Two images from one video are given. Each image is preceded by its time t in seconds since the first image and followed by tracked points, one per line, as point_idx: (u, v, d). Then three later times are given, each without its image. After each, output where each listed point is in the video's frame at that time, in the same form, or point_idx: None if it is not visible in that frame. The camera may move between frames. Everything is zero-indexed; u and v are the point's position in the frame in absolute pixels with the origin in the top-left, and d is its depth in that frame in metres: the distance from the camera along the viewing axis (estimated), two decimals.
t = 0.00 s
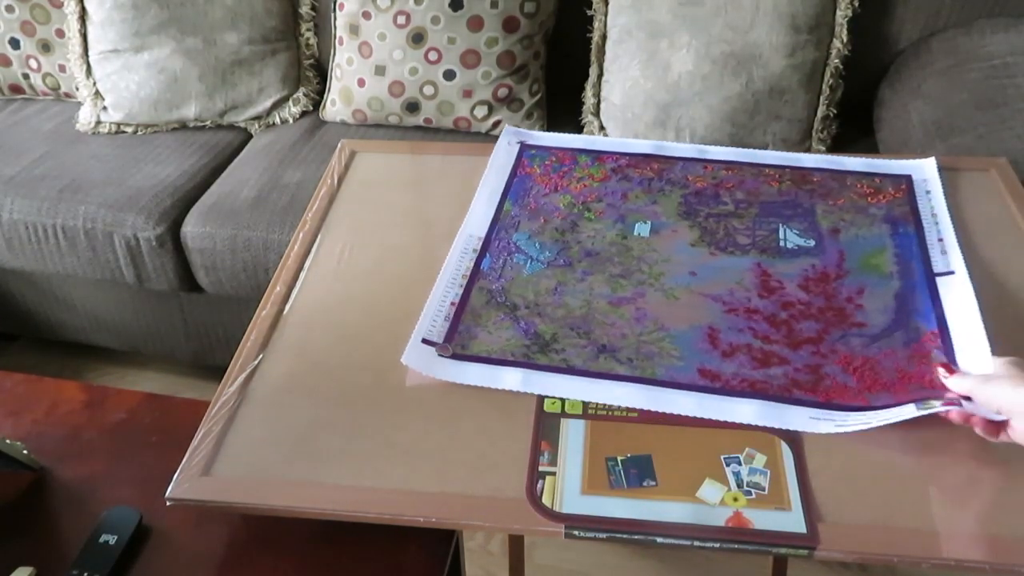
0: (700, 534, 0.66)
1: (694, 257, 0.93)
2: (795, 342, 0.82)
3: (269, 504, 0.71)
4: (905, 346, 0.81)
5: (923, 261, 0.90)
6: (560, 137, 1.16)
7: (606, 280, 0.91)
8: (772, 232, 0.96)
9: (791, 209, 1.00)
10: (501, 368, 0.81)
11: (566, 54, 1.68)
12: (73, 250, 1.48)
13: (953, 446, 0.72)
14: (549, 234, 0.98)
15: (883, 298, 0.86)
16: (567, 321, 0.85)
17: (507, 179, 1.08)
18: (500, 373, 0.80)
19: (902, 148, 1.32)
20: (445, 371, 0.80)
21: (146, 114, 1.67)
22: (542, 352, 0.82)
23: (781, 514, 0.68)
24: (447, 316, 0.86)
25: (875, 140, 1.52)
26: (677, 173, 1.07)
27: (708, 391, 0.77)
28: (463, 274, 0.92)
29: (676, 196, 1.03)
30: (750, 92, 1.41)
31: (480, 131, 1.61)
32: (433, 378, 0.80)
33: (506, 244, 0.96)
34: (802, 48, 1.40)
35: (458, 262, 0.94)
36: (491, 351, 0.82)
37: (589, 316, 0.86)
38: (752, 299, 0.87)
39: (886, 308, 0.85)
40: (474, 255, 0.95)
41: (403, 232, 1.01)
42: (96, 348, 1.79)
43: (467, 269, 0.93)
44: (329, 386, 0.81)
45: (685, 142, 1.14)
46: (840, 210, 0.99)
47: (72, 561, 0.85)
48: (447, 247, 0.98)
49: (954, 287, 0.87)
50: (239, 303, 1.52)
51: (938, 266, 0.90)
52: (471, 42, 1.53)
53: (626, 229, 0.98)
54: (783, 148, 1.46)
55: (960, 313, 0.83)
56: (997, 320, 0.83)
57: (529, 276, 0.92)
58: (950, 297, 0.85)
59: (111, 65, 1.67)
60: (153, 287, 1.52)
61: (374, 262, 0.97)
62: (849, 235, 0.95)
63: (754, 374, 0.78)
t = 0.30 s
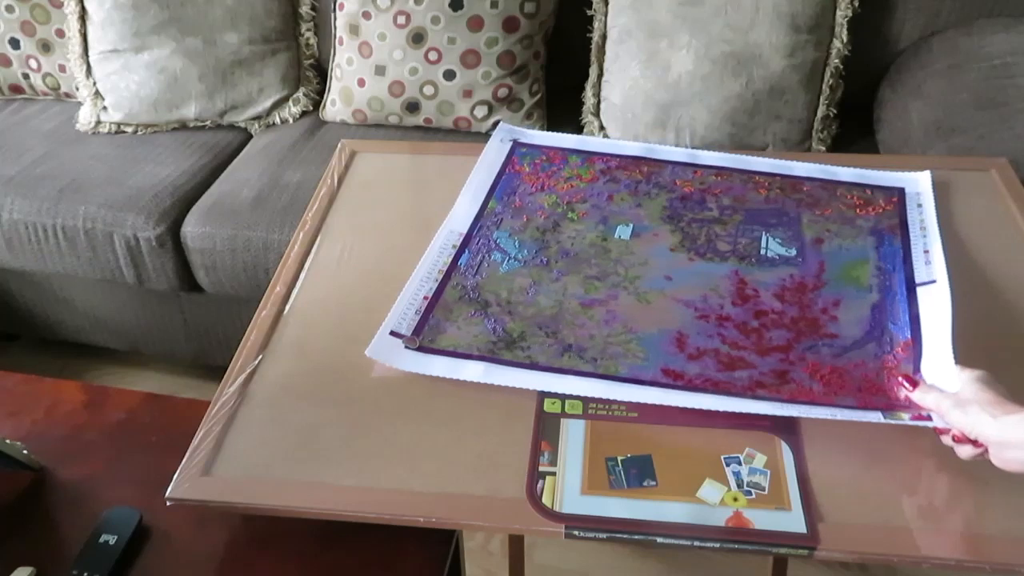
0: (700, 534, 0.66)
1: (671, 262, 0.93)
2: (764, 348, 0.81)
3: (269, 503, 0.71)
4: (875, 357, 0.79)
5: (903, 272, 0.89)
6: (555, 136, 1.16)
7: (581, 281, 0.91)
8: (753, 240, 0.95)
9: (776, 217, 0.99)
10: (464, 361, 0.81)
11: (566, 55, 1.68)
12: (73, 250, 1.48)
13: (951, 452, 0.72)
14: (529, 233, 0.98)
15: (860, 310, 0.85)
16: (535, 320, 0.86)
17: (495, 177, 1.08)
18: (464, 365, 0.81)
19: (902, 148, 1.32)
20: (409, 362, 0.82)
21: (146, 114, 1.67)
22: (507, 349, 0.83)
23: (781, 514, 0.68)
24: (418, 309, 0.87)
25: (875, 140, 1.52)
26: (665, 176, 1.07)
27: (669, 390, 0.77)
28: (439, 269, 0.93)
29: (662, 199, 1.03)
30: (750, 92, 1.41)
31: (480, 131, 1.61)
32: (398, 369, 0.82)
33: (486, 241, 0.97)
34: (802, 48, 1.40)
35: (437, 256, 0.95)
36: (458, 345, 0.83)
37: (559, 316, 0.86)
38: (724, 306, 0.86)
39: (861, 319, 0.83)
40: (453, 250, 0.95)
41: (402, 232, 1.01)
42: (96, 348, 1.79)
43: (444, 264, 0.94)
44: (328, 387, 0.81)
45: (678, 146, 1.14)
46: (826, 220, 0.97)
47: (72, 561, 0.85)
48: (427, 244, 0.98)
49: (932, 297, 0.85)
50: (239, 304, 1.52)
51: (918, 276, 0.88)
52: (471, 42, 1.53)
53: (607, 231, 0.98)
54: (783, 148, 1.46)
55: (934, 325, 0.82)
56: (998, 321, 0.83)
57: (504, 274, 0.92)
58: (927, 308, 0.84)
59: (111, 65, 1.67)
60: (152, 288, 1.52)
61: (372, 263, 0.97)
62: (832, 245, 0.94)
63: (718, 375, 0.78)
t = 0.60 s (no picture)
0: (700, 534, 0.67)
1: (671, 300, 0.89)
2: (788, 391, 0.77)
3: (269, 503, 0.71)
4: (900, 389, 0.77)
5: (906, 290, 0.88)
6: (517, 174, 1.11)
7: (581, 333, 0.85)
8: (749, 269, 0.93)
9: (765, 241, 0.96)
10: (475, 444, 0.74)
11: (566, 55, 1.68)
12: (73, 250, 1.48)
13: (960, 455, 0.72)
14: (515, 283, 0.93)
15: (872, 336, 0.83)
16: (544, 382, 0.80)
17: (465, 225, 1.02)
18: (476, 450, 0.74)
19: (902, 149, 1.32)
20: (417, 452, 0.74)
21: (146, 114, 1.67)
22: (521, 422, 0.76)
23: (781, 513, 0.68)
24: (413, 386, 0.80)
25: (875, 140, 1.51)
26: (643, 209, 1.03)
27: (704, 453, 0.72)
28: (427, 335, 0.86)
29: (645, 233, 0.99)
30: (750, 92, 1.41)
31: (480, 131, 1.61)
32: (408, 461, 0.73)
33: (470, 298, 0.91)
34: (801, 48, 1.40)
35: (421, 320, 0.88)
36: (466, 425, 0.76)
37: (568, 375, 0.81)
38: (737, 345, 0.83)
39: (876, 347, 0.81)
40: (437, 313, 0.89)
41: (402, 232, 1.01)
42: (96, 348, 1.79)
43: (431, 328, 0.87)
44: (330, 387, 0.81)
45: (648, 173, 1.10)
46: (816, 240, 0.96)
47: (72, 561, 0.85)
48: (408, 300, 0.91)
49: (943, 318, 0.84)
50: (239, 304, 1.52)
51: (923, 296, 0.87)
52: (471, 42, 1.53)
53: (597, 273, 0.93)
54: (783, 148, 1.46)
55: (952, 347, 0.80)
56: (998, 321, 0.83)
57: (499, 333, 0.86)
58: (939, 329, 0.82)
59: (111, 65, 1.67)
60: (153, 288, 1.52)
61: (371, 264, 0.97)
62: (827, 266, 0.92)
63: (749, 431, 0.74)
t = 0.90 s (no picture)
0: (700, 534, 0.66)
1: (651, 298, 0.89)
2: (765, 387, 0.78)
3: (269, 503, 0.71)
4: (876, 384, 0.77)
5: (884, 287, 0.88)
6: (501, 173, 1.11)
7: (562, 330, 0.85)
8: (729, 265, 0.93)
9: (744, 239, 0.96)
10: (455, 441, 0.75)
11: (567, 55, 1.68)
12: (73, 250, 1.48)
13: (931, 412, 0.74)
14: (496, 281, 0.93)
15: (849, 332, 0.83)
16: (523, 379, 0.80)
17: (445, 224, 1.02)
18: (455, 446, 0.74)
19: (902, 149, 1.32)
20: (397, 448, 0.74)
21: (146, 114, 1.67)
22: (500, 419, 0.77)
23: (781, 514, 0.68)
24: (393, 384, 0.80)
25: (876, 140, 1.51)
26: (625, 207, 1.03)
27: (680, 449, 0.72)
28: (408, 332, 0.86)
29: (627, 231, 0.99)
30: (750, 92, 1.41)
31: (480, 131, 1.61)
32: (383, 456, 0.74)
33: (452, 295, 0.91)
34: (801, 48, 1.40)
35: (401, 318, 0.88)
36: (445, 421, 0.77)
37: (547, 372, 0.81)
38: (715, 342, 0.83)
39: (853, 342, 0.81)
40: (417, 310, 0.89)
41: (401, 232, 1.01)
42: (96, 348, 1.79)
43: (411, 326, 0.87)
44: (329, 388, 0.81)
45: (631, 171, 1.10)
46: (795, 237, 0.96)
47: (73, 561, 0.85)
48: (390, 297, 0.91)
49: (921, 317, 0.83)
50: (238, 304, 1.52)
51: (901, 295, 0.87)
52: (471, 42, 1.53)
53: (578, 271, 0.93)
54: (783, 148, 1.46)
55: (930, 347, 0.80)
56: (999, 321, 0.84)
57: (479, 331, 0.86)
58: (917, 328, 0.82)
59: (111, 65, 1.67)
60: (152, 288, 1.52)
61: (370, 264, 0.97)
62: (807, 263, 0.92)
63: (726, 427, 0.74)
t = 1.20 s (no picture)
0: (700, 534, 0.67)
1: (651, 298, 0.89)
2: (765, 387, 0.78)
3: (269, 503, 0.71)
4: (876, 384, 0.77)
5: (884, 287, 0.87)
6: (502, 173, 1.11)
7: (562, 330, 0.85)
8: (729, 265, 0.93)
9: (744, 238, 0.96)
10: (455, 440, 0.75)
11: (567, 55, 1.68)
12: (73, 250, 1.48)
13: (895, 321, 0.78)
14: (496, 281, 0.93)
15: (849, 332, 0.83)
16: (523, 379, 0.80)
17: (445, 224, 1.02)
18: (456, 446, 0.74)
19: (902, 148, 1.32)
20: (397, 448, 0.74)
21: (146, 114, 1.67)
22: (500, 419, 0.77)
23: (781, 514, 0.68)
24: (393, 384, 0.80)
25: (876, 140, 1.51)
26: (625, 207, 1.03)
27: (679, 450, 0.72)
28: (408, 332, 0.86)
29: (627, 231, 0.99)
30: (750, 92, 1.41)
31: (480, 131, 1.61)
32: (383, 456, 0.74)
33: (452, 296, 0.91)
34: (801, 48, 1.40)
35: (401, 318, 0.88)
36: (445, 421, 0.77)
37: (547, 372, 0.81)
38: (715, 342, 0.83)
39: (853, 342, 0.81)
40: (417, 310, 0.89)
41: (401, 232, 1.01)
42: (96, 348, 1.79)
43: (412, 326, 0.87)
44: (328, 388, 0.81)
45: (631, 171, 1.10)
46: (795, 237, 0.96)
47: (73, 561, 0.85)
48: (390, 298, 0.91)
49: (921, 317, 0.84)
50: (238, 304, 1.52)
51: (902, 295, 0.87)
52: (471, 42, 1.53)
53: (578, 271, 0.93)
54: (783, 148, 1.46)
55: (930, 347, 0.80)
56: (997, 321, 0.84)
57: (479, 331, 0.86)
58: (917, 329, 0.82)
59: (111, 65, 1.67)
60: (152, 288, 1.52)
61: (371, 263, 0.97)
62: (807, 263, 0.92)
63: (726, 427, 0.74)
